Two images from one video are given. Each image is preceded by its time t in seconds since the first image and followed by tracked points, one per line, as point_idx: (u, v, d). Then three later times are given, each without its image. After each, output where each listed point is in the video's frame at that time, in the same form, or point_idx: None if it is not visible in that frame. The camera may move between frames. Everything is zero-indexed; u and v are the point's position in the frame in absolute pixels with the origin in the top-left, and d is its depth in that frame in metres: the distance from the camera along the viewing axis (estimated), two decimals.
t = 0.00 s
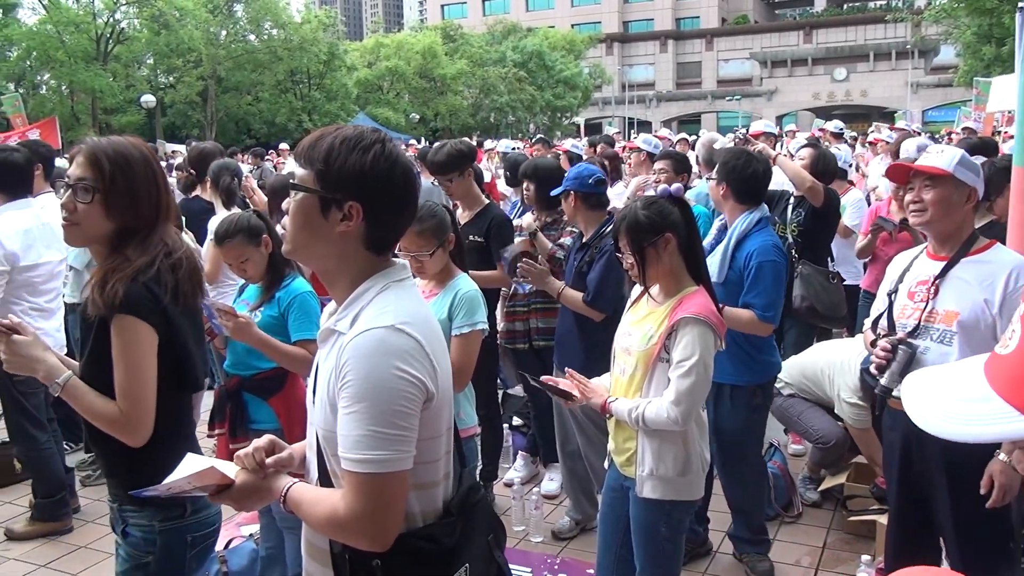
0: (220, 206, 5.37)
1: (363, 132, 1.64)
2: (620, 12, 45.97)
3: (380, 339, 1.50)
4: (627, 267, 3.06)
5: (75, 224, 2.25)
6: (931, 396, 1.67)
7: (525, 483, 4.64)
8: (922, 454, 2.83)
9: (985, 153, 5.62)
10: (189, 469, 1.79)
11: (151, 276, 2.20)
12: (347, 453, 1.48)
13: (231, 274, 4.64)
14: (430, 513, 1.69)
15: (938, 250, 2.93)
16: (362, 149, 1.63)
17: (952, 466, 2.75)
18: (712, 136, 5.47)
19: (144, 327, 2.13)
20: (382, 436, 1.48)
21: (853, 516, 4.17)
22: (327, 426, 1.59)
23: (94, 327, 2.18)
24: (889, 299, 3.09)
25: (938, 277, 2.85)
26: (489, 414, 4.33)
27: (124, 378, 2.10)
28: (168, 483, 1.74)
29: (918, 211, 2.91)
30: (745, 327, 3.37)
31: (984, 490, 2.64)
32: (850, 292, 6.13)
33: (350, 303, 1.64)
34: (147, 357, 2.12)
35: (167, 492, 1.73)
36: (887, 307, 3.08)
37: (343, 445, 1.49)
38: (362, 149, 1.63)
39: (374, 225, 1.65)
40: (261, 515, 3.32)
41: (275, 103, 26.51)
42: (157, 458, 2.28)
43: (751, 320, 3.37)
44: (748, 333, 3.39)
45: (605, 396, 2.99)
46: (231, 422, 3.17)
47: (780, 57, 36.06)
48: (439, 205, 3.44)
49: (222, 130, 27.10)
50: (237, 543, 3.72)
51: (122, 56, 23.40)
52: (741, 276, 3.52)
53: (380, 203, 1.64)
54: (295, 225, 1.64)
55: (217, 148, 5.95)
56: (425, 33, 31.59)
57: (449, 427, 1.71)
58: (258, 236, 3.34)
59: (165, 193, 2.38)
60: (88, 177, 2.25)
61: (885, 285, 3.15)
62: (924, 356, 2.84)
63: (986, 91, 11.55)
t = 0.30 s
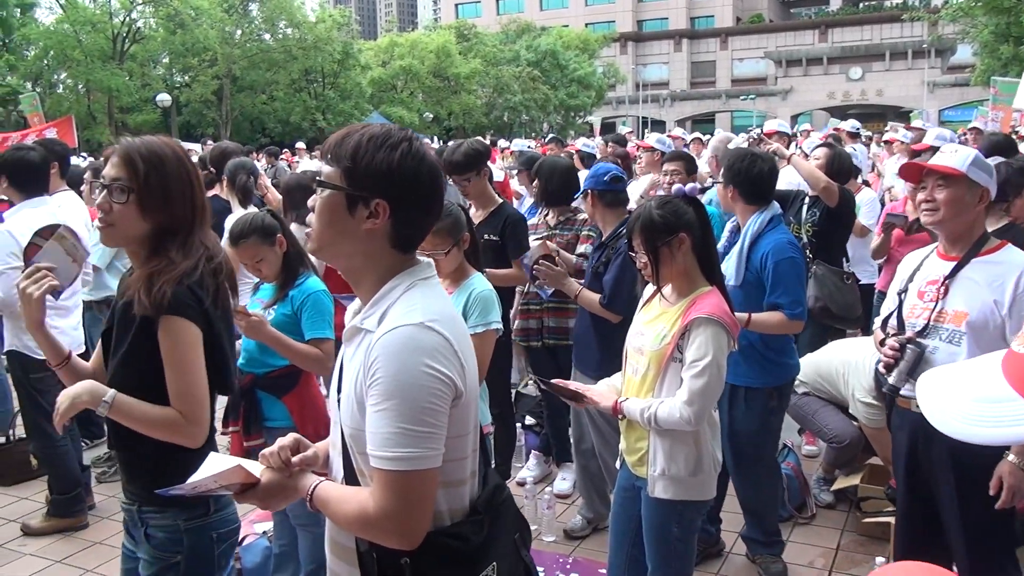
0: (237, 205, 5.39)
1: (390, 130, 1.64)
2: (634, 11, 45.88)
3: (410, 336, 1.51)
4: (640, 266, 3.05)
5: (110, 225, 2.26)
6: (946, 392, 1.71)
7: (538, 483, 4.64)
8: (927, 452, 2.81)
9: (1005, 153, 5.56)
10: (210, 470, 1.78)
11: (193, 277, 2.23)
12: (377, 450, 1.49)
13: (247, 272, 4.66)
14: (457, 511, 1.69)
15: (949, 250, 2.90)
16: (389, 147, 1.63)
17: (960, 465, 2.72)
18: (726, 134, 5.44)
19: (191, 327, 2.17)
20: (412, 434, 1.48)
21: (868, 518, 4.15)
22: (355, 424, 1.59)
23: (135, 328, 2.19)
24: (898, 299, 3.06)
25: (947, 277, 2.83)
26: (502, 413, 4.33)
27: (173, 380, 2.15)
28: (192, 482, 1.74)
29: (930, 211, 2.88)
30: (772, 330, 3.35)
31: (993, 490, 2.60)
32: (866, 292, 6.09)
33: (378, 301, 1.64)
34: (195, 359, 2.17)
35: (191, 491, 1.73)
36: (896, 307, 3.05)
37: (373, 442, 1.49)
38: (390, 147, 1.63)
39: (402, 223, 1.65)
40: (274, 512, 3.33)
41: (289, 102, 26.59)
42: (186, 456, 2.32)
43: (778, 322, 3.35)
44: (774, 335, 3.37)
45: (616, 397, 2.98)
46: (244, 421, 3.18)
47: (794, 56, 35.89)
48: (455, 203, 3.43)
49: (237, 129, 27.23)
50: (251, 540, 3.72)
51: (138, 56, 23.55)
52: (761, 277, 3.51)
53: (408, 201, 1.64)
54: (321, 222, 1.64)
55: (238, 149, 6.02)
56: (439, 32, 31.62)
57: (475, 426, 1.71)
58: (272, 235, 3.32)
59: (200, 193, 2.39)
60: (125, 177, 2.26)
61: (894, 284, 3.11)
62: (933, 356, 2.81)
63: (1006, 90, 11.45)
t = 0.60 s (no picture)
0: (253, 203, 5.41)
1: (429, 130, 1.65)
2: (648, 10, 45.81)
3: (449, 336, 1.51)
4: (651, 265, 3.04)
5: (147, 227, 2.26)
6: (983, 392, 1.70)
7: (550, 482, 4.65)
8: (938, 452, 2.79)
9: None
10: (241, 471, 1.77)
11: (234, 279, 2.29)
12: (415, 451, 1.48)
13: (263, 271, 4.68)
14: (492, 513, 1.69)
15: (955, 252, 2.88)
16: (429, 146, 1.63)
17: (975, 465, 2.70)
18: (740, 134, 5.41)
19: (233, 329, 2.22)
20: (451, 434, 1.48)
21: (881, 520, 4.12)
22: (391, 425, 1.59)
23: (175, 326, 2.21)
24: (906, 301, 3.04)
25: (956, 279, 2.81)
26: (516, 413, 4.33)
27: (204, 377, 2.18)
28: (225, 479, 1.73)
29: (934, 213, 2.86)
30: (776, 327, 3.32)
31: (994, 485, 2.61)
32: (882, 293, 6.05)
33: (414, 301, 1.65)
34: (229, 357, 2.22)
35: (224, 489, 1.72)
36: (905, 309, 3.03)
37: (411, 443, 1.49)
38: (429, 147, 1.63)
39: (439, 223, 1.65)
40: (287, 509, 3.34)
41: (303, 101, 26.68)
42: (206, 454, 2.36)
43: (782, 319, 3.31)
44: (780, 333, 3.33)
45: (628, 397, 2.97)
46: (258, 417, 3.20)
47: (809, 55, 35.75)
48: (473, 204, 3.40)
49: (251, 128, 27.39)
50: (264, 537, 3.72)
51: (154, 55, 23.71)
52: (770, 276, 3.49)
53: (444, 201, 1.64)
54: (358, 220, 1.65)
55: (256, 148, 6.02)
56: (453, 31, 31.66)
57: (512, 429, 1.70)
58: (286, 234, 3.30)
59: (232, 195, 2.42)
60: (164, 179, 2.27)
61: (901, 286, 3.09)
62: (944, 359, 2.78)
63: None
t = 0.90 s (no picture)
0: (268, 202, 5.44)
1: (472, 136, 1.65)
2: (662, 9, 45.70)
3: (495, 345, 1.51)
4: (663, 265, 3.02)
5: (161, 234, 2.28)
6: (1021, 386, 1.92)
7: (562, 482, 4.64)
8: (959, 453, 2.77)
9: None
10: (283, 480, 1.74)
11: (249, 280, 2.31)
12: (461, 461, 1.48)
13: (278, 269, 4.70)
14: (533, 519, 1.69)
15: (972, 251, 2.86)
16: (471, 153, 1.63)
17: (994, 467, 2.68)
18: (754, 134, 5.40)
19: (243, 327, 2.25)
20: (498, 444, 1.48)
21: (896, 522, 4.10)
22: (433, 434, 1.59)
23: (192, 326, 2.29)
24: (925, 303, 3.01)
25: (975, 278, 2.79)
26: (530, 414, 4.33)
27: (185, 344, 2.14)
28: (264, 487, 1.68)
29: (950, 213, 2.84)
30: (791, 323, 3.29)
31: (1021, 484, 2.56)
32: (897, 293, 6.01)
33: (454, 308, 1.64)
34: (217, 343, 2.19)
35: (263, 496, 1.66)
36: (924, 311, 3.00)
37: (456, 453, 1.49)
38: (471, 153, 1.64)
39: (479, 230, 1.66)
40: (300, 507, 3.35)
41: (317, 100, 26.78)
42: (215, 449, 2.38)
43: (796, 316, 3.29)
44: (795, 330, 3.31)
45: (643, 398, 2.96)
46: (274, 415, 3.21)
47: (824, 55, 35.56)
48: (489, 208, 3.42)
49: (265, 128, 27.50)
50: (277, 534, 3.73)
51: (169, 54, 23.84)
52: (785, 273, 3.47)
53: (485, 208, 1.65)
54: (399, 227, 1.65)
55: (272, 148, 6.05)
56: (467, 31, 31.67)
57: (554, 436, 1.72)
58: (301, 233, 3.28)
59: (253, 196, 2.41)
60: (174, 183, 2.27)
61: (920, 288, 3.06)
62: (964, 358, 2.76)
63: None
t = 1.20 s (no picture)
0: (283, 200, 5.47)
1: (502, 135, 1.64)
2: (676, 9, 45.63)
3: (530, 345, 1.52)
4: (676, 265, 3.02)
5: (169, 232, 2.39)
6: None
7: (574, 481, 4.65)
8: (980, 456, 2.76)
9: None
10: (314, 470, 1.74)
11: (256, 279, 2.34)
12: (493, 460, 1.48)
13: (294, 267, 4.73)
14: (559, 523, 1.69)
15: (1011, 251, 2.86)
16: (502, 152, 1.63)
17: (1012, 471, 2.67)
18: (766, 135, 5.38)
19: (240, 321, 2.29)
20: (531, 445, 1.48)
21: (909, 525, 4.08)
22: (463, 432, 1.59)
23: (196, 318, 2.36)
24: (964, 304, 2.98)
25: (1015, 279, 2.75)
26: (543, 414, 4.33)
27: (169, 320, 2.19)
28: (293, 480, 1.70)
29: (994, 212, 2.84)
30: (805, 323, 3.27)
31: None
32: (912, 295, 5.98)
33: (489, 306, 1.65)
34: (211, 332, 2.23)
35: (291, 489, 1.69)
36: (963, 312, 2.98)
37: (487, 452, 1.49)
38: (503, 153, 1.63)
39: (514, 230, 1.66)
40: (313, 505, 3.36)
41: (330, 99, 26.84)
42: (213, 451, 2.37)
43: (811, 316, 3.27)
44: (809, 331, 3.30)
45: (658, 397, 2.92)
46: (289, 412, 3.24)
47: (839, 55, 35.42)
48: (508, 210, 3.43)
49: (279, 126, 27.62)
50: (289, 532, 3.75)
51: (184, 53, 23.97)
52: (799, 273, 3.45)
53: (520, 207, 1.64)
54: (434, 228, 1.66)
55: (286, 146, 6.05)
56: (481, 30, 31.70)
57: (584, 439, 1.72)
58: (315, 233, 3.30)
59: (264, 197, 2.42)
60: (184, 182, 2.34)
61: (959, 289, 3.04)
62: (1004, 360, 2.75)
63: None
